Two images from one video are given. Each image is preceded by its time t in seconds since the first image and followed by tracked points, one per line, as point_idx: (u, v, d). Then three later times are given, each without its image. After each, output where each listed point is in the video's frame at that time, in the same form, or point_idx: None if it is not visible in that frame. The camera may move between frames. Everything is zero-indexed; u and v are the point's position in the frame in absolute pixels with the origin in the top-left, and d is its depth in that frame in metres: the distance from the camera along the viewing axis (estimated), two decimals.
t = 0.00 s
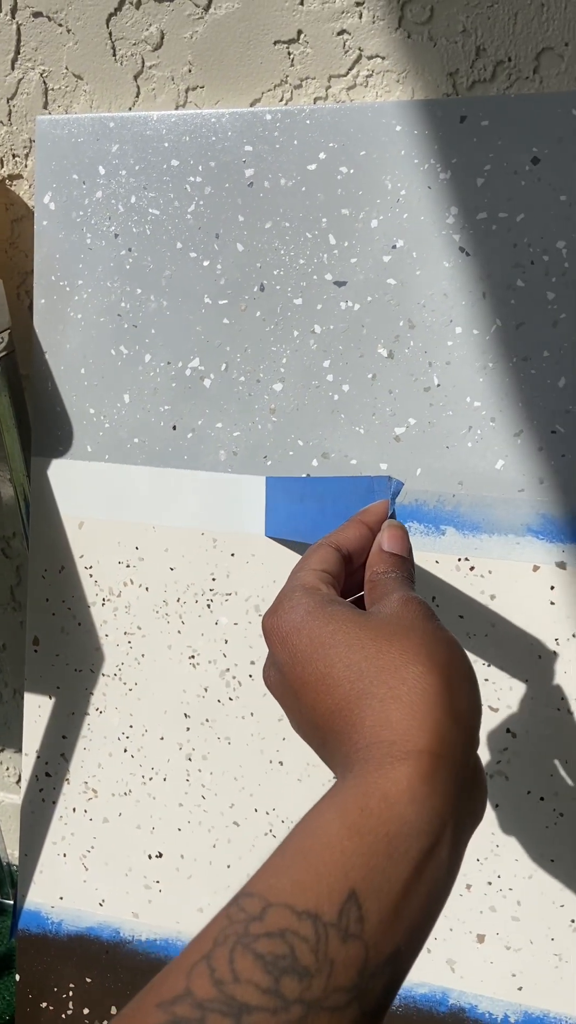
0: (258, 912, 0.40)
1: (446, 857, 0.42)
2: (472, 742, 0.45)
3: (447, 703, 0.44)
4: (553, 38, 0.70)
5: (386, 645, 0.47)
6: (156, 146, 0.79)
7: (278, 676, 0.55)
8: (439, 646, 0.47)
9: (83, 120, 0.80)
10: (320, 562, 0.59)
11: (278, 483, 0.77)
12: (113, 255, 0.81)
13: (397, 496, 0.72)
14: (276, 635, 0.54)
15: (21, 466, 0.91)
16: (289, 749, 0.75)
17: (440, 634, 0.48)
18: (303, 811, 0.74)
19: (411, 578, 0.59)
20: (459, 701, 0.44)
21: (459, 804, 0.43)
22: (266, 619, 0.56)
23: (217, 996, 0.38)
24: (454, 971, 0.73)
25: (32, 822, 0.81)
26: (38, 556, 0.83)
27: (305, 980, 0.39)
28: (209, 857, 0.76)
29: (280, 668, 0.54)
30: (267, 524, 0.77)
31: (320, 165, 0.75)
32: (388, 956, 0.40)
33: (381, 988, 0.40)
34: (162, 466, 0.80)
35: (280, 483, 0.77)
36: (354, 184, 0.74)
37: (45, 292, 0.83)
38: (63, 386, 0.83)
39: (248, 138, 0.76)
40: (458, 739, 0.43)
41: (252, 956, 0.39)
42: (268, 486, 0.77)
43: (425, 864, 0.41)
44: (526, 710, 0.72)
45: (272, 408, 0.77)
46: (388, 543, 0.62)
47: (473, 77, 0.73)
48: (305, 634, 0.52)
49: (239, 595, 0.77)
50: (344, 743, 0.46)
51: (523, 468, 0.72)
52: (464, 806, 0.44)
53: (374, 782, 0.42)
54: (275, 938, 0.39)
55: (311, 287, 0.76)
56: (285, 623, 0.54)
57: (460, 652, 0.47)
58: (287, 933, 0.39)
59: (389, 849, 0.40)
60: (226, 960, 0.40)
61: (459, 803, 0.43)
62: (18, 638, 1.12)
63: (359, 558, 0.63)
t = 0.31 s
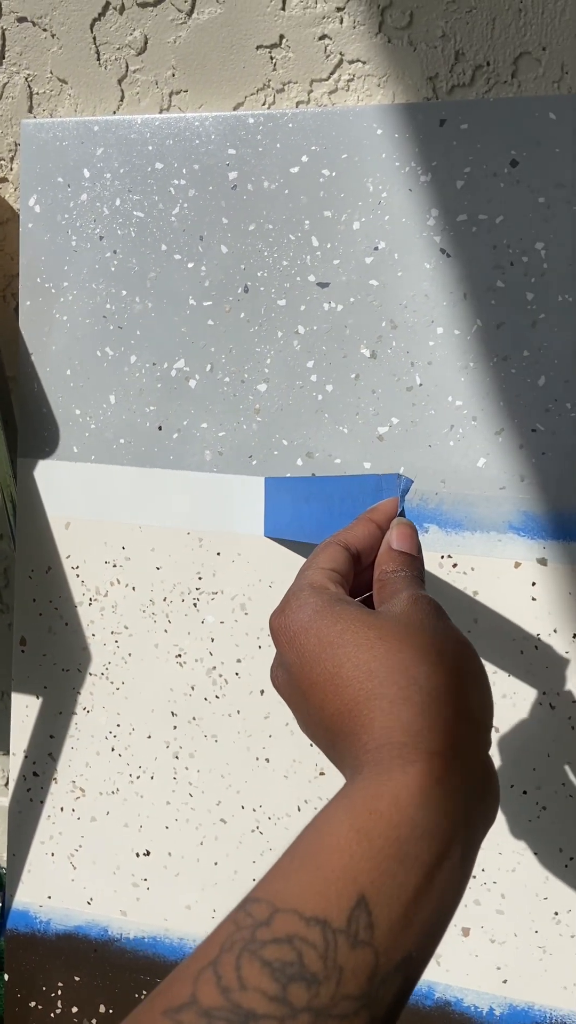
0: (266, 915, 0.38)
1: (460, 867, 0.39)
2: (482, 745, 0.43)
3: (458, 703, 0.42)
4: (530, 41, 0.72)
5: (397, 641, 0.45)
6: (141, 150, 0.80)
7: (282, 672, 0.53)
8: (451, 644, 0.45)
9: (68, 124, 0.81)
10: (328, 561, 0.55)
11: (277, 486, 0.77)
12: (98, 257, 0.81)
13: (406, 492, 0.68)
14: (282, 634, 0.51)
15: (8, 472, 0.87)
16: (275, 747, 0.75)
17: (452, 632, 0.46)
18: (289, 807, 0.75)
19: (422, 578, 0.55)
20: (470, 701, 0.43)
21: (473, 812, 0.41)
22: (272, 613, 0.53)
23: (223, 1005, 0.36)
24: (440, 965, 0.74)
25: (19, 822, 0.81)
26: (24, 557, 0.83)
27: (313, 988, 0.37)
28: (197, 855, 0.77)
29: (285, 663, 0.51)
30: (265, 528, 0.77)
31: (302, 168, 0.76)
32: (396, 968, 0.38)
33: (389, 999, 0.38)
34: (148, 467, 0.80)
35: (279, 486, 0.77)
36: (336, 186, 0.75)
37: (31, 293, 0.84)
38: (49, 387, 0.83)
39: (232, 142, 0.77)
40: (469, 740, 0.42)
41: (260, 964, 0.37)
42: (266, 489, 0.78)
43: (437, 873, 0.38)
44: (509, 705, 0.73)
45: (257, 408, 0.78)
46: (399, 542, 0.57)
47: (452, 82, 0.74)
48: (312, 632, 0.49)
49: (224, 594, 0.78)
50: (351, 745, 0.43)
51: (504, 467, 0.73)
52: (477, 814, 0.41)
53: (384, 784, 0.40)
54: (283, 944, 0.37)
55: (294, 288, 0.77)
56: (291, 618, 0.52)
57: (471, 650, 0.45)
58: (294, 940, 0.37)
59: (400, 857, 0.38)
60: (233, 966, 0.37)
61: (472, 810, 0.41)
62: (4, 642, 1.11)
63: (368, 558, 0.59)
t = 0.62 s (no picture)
0: (273, 934, 0.38)
1: (470, 883, 0.39)
2: (494, 758, 0.43)
3: (468, 717, 0.42)
4: (512, 48, 0.73)
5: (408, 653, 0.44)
6: (127, 155, 0.80)
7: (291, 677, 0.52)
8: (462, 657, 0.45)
9: (55, 130, 0.82)
10: (339, 567, 0.55)
11: (277, 488, 0.77)
12: (86, 261, 0.82)
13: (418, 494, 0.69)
14: (291, 642, 0.51)
15: None
16: (263, 746, 0.76)
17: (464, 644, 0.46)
18: (277, 807, 0.75)
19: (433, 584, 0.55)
20: (481, 716, 0.43)
21: (483, 826, 0.41)
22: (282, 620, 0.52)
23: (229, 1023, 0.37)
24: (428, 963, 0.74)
25: (9, 823, 0.82)
26: (12, 559, 0.83)
27: (321, 1007, 0.37)
28: (186, 854, 0.77)
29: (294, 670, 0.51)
30: (266, 529, 0.78)
31: (288, 172, 0.77)
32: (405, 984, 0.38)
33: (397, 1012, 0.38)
34: (136, 469, 0.81)
35: (279, 488, 0.77)
36: (321, 191, 0.76)
37: (18, 297, 0.84)
38: (37, 391, 0.83)
39: (218, 147, 0.78)
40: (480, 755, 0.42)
41: (267, 983, 0.38)
42: (268, 491, 0.78)
43: (446, 887, 0.38)
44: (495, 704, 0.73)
45: (243, 410, 0.79)
46: (409, 548, 0.57)
47: (435, 87, 0.75)
48: (321, 640, 0.48)
49: (212, 595, 0.78)
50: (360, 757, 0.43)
51: (488, 467, 0.74)
52: (487, 828, 0.41)
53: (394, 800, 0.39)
54: (290, 963, 0.38)
55: (280, 292, 0.78)
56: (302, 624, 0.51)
57: (482, 662, 0.45)
58: (301, 958, 0.37)
59: (409, 872, 0.38)
60: (239, 985, 0.38)
61: (481, 826, 0.41)
62: None
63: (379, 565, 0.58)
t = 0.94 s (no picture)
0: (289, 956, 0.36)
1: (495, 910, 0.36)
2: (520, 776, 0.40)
3: (493, 732, 0.40)
4: (498, 55, 0.74)
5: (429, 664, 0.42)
6: (119, 160, 0.82)
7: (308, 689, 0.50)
8: (485, 669, 0.43)
9: (47, 136, 0.84)
10: (359, 573, 0.51)
11: (285, 489, 0.78)
12: (78, 265, 0.83)
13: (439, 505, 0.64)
14: (310, 652, 0.48)
15: None
16: (255, 746, 0.77)
17: (487, 655, 0.43)
18: (269, 805, 0.76)
19: (455, 591, 0.51)
20: (504, 729, 0.40)
21: (510, 854, 0.38)
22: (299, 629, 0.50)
23: None
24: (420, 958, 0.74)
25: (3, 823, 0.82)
26: (6, 560, 0.84)
27: None
28: (178, 853, 0.77)
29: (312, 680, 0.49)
30: (275, 530, 0.78)
31: (277, 177, 0.78)
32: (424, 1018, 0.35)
33: None
34: (128, 470, 0.82)
35: (288, 488, 0.78)
36: (311, 195, 0.77)
37: (11, 300, 0.85)
38: (29, 393, 0.84)
39: (209, 152, 0.79)
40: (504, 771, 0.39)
41: (281, 1007, 0.35)
42: (277, 492, 0.78)
43: (469, 914, 0.35)
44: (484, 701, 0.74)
45: (235, 412, 0.79)
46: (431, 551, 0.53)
47: (422, 93, 0.75)
48: (340, 650, 0.46)
49: (204, 595, 0.79)
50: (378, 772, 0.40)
51: (476, 468, 0.75)
52: (514, 855, 0.38)
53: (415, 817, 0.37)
54: (306, 986, 0.35)
55: (271, 295, 0.78)
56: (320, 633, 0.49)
57: (507, 675, 0.43)
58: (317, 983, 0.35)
59: (429, 891, 0.35)
60: (254, 1005, 0.36)
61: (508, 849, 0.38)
62: None
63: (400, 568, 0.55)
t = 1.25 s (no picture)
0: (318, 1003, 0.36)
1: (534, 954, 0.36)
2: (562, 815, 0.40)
3: (536, 765, 0.40)
4: (485, 62, 0.75)
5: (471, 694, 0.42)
6: (112, 165, 0.83)
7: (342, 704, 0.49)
8: (528, 701, 0.42)
9: (39, 140, 0.85)
10: (397, 587, 0.50)
11: (302, 492, 0.77)
12: (71, 268, 0.84)
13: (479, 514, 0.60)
14: (344, 671, 0.47)
15: None
16: (248, 745, 0.77)
17: (529, 686, 0.43)
18: (263, 804, 0.76)
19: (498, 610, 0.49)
20: (548, 766, 0.40)
21: (551, 897, 0.38)
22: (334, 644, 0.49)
23: None
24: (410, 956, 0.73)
25: None
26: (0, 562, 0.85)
27: None
28: (172, 853, 0.78)
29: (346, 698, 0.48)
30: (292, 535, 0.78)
31: (269, 182, 0.79)
32: None
33: None
34: (120, 472, 0.82)
35: (304, 492, 0.77)
36: (302, 200, 0.78)
37: (5, 304, 0.86)
38: (23, 396, 0.85)
39: (201, 158, 0.80)
40: (548, 811, 0.39)
41: None
42: (292, 495, 0.78)
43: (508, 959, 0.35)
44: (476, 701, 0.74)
45: (227, 414, 0.80)
46: (472, 567, 0.51)
47: (412, 99, 0.76)
48: (377, 668, 0.45)
49: (197, 596, 0.79)
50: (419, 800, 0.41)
51: (466, 468, 0.75)
52: (555, 896, 0.38)
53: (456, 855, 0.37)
54: None
55: (262, 298, 0.79)
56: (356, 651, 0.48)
57: (549, 704, 0.43)
58: None
59: (471, 936, 0.35)
60: None
61: (549, 891, 0.38)
62: None
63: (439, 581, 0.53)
